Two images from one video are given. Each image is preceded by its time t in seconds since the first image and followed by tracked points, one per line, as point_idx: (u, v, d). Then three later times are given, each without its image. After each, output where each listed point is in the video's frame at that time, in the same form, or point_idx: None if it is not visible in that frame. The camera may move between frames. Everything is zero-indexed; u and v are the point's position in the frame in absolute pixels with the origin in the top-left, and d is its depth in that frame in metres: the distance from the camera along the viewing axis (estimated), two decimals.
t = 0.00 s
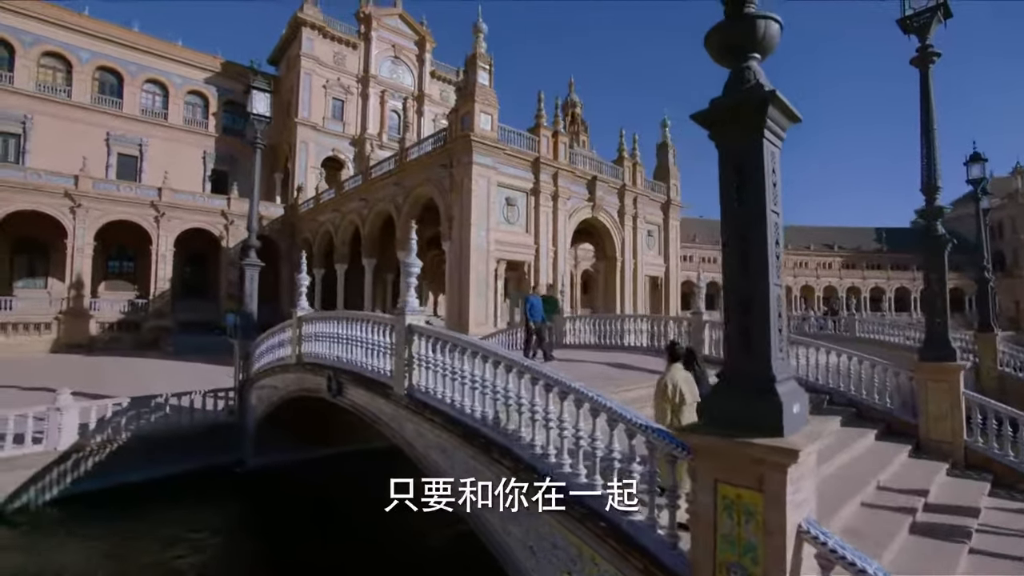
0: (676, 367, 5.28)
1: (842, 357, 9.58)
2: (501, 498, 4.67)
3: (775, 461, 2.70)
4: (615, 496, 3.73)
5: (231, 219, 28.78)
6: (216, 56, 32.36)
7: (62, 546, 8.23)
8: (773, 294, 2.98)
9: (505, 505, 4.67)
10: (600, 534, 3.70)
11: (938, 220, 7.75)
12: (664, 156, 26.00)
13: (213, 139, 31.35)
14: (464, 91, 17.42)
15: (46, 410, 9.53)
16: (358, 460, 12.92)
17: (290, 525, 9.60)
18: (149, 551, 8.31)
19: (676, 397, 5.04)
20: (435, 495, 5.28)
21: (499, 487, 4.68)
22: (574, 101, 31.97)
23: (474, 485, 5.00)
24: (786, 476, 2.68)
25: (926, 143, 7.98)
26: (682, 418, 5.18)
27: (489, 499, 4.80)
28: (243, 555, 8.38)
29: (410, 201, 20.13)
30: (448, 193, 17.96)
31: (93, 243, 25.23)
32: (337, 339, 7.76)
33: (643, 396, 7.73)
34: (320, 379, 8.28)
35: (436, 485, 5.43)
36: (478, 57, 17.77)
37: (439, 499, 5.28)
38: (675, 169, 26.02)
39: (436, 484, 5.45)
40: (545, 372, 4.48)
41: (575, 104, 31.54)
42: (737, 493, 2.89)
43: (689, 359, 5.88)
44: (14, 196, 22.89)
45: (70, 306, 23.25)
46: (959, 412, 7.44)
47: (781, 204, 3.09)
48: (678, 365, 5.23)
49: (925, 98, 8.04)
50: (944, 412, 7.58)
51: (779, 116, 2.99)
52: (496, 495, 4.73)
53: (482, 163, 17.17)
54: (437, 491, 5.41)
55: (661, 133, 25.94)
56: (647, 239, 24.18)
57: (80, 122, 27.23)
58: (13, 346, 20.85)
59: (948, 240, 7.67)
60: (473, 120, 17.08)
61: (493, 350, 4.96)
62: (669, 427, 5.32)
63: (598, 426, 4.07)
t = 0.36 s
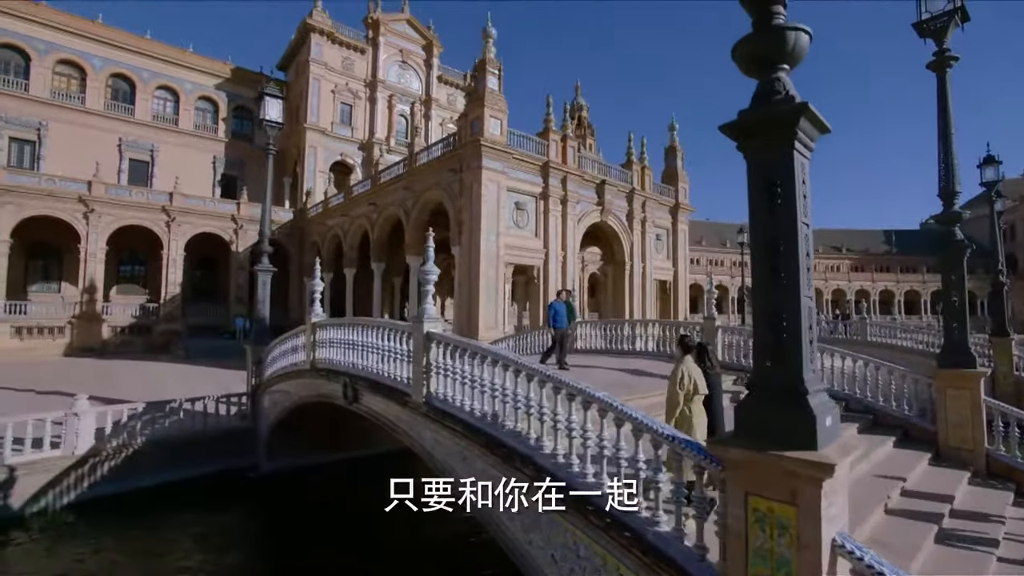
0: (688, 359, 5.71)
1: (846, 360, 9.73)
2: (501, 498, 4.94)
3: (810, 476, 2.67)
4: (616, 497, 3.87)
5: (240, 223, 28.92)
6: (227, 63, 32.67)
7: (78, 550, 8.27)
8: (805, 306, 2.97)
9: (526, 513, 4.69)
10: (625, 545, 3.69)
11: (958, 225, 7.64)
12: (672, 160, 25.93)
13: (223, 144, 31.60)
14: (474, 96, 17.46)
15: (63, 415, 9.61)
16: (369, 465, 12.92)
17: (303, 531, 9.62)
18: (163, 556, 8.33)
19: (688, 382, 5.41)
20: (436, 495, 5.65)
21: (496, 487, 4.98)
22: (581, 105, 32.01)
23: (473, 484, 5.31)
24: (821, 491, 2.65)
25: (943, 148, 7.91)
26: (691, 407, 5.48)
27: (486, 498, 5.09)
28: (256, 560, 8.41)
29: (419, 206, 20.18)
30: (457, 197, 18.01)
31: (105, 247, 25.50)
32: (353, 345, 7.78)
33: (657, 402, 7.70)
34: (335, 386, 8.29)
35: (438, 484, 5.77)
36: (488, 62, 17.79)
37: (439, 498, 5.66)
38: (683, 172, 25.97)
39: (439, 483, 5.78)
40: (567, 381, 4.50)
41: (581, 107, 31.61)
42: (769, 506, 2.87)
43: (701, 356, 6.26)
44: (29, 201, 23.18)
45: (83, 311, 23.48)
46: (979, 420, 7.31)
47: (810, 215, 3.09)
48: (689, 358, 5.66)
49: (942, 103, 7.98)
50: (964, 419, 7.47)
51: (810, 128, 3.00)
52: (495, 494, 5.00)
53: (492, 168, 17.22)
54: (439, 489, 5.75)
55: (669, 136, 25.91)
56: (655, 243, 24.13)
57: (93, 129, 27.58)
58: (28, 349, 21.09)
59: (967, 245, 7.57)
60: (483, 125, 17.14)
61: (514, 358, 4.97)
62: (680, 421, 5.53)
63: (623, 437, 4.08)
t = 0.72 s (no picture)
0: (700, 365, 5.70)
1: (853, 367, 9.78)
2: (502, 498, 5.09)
3: (840, 490, 2.65)
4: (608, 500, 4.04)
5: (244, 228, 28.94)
6: (232, 68, 32.85)
7: (87, 557, 8.25)
8: (832, 317, 2.99)
9: (542, 523, 4.67)
10: (647, 556, 3.66)
11: (968, 232, 7.64)
12: (676, 165, 25.97)
13: (228, 150, 31.74)
14: (480, 102, 17.53)
15: (72, 421, 9.61)
16: (375, 471, 12.91)
17: (310, 537, 9.59)
18: (173, 562, 8.31)
19: (701, 384, 5.39)
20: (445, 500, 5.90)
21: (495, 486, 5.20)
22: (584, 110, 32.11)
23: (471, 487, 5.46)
24: (850, 505, 2.64)
25: (954, 155, 7.90)
26: (701, 411, 5.45)
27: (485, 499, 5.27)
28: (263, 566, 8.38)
29: (424, 211, 20.21)
30: (463, 203, 18.06)
31: (111, 252, 25.59)
32: (363, 353, 7.78)
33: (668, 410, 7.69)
34: (346, 393, 8.27)
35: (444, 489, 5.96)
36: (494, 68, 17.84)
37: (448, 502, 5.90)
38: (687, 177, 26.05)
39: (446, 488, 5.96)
40: (586, 391, 4.50)
41: (584, 112, 31.75)
42: (798, 520, 2.86)
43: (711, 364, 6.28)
44: (36, 206, 23.28)
45: (89, 315, 23.51)
46: (992, 429, 7.27)
47: (835, 228, 3.11)
48: (700, 362, 5.65)
49: (953, 111, 7.99)
50: (976, 427, 7.43)
51: (835, 141, 3.02)
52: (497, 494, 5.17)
53: (498, 173, 17.24)
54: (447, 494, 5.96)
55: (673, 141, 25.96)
56: (660, 247, 24.14)
57: (99, 134, 27.72)
58: (34, 354, 21.12)
59: (979, 253, 7.53)
60: (489, 131, 17.19)
61: (529, 367, 4.98)
62: (689, 424, 5.47)
63: (644, 447, 4.07)
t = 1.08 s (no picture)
0: (695, 371, 5.68)
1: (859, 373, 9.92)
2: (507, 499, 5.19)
3: (872, 504, 2.64)
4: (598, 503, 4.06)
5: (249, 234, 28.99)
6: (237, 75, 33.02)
7: (97, 564, 8.25)
8: (860, 329, 2.98)
9: (559, 533, 4.66)
10: (669, 567, 3.64)
11: (980, 240, 7.62)
12: (680, 170, 26.00)
13: (232, 155, 31.87)
14: (485, 109, 17.58)
15: (82, 428, 9.62)
16: (384, 478, 12.90)
17: (318, 543, 9.56)
18: (182, 570, 8.30)
19: (698, 395, 5.35)
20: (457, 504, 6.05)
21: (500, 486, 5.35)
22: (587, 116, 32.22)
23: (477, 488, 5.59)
24: (884, 520, 2.62)
25: (965, 162, 7.89)
26: (702, 419, 5.41)
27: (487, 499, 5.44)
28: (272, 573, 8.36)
29: (430, 217, 20.22)
30: (469, 209, 18.09)
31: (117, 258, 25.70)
32: (374, 361, 7.77)
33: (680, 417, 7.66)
34: (357, 401, 8.25)
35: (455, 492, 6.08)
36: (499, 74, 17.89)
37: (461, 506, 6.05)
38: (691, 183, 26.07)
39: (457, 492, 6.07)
40: (605, 401, 4.50)
41: (587, 118, 31.86)
42: (828, 533, 2.84)
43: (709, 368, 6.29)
44: (42, 212, 23.39)
45: (94, 321, 23.55)
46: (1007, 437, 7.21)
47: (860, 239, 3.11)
48: (694, 369, 5.62)
49: (964, 117, 7.99)
50: (991, 436, 7.37)
51: (861, 152, 3.03)
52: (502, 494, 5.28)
53: (504, 179, 17.29)
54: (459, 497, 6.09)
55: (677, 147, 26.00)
56: (664, 252, 24.16)
57: (106, 140, 27.88)
58: (40, 359, 21.17)
59: (992, 260, 7.48)
60: (495, 138, 17.23)
61: (546, 376, 4.98)
62: (692, 431, 5.46)
63: (665, 457, 4.07)
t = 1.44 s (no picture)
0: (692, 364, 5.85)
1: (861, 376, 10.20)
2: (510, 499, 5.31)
3: (903, 516, 2.62)
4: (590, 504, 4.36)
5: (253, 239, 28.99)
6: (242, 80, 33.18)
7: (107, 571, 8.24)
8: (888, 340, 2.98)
9: (577, 541, 4.65)
10: None
11: (992, 246, 7.60)
12: (685, 175, 26.02)
13: (237, 161, 32.00)
14: (492, 114, 17.63)
15: (92, 434, 9.63)
16: (392, 484, 12.87)
17: (326, 549, 9.53)
18: None
19: (691, 385, 5.54)
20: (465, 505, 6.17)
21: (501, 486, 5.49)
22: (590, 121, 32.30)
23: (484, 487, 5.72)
24: (915, 531, 2.59)
25: (976, 169, 7.88)
26: (694, 409, 5.58)
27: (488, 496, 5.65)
28: None
29: (435, 222, 20.23)
30: (474, 214, 18.11)
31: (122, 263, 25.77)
32: (386, 367, 7.76)
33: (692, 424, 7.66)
34: (368, 407, 8.23)
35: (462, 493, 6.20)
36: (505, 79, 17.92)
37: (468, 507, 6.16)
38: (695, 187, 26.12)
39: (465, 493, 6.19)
40: (624, 410, 4.49)
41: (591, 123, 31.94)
42: (858, 545, 2.82)
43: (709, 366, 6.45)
44: (48, 217, 23.46)
45: (100, 325, 23.58)
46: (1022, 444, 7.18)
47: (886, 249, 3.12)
48: (693, 363, 5.79)
49: (974, 124, 7.98)
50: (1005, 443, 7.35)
51: (888, 163, 3.03)
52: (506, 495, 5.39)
53: (509, 185, 17.33)
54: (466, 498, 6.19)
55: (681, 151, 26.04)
56: (669, 257, 24.17)
57: (112, 146, 28.01)
58: (46, 364, 21.20)
59: (1005, 266, 7.44)
60: (501, 143, 17.28)
61: (562, 384, 4.97)
62: (684, 421, 5.64)
63: (685, 466, 4.07)
